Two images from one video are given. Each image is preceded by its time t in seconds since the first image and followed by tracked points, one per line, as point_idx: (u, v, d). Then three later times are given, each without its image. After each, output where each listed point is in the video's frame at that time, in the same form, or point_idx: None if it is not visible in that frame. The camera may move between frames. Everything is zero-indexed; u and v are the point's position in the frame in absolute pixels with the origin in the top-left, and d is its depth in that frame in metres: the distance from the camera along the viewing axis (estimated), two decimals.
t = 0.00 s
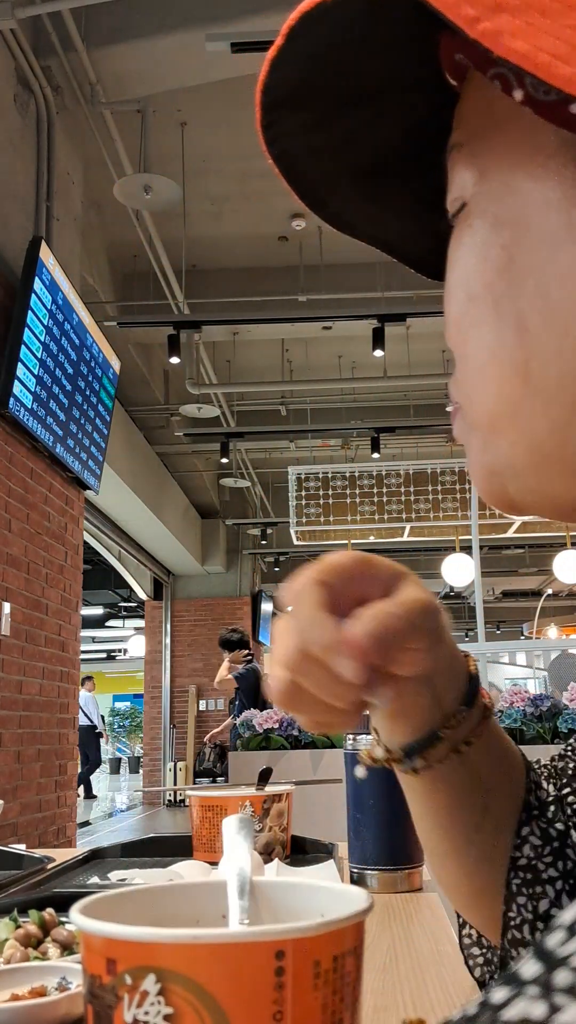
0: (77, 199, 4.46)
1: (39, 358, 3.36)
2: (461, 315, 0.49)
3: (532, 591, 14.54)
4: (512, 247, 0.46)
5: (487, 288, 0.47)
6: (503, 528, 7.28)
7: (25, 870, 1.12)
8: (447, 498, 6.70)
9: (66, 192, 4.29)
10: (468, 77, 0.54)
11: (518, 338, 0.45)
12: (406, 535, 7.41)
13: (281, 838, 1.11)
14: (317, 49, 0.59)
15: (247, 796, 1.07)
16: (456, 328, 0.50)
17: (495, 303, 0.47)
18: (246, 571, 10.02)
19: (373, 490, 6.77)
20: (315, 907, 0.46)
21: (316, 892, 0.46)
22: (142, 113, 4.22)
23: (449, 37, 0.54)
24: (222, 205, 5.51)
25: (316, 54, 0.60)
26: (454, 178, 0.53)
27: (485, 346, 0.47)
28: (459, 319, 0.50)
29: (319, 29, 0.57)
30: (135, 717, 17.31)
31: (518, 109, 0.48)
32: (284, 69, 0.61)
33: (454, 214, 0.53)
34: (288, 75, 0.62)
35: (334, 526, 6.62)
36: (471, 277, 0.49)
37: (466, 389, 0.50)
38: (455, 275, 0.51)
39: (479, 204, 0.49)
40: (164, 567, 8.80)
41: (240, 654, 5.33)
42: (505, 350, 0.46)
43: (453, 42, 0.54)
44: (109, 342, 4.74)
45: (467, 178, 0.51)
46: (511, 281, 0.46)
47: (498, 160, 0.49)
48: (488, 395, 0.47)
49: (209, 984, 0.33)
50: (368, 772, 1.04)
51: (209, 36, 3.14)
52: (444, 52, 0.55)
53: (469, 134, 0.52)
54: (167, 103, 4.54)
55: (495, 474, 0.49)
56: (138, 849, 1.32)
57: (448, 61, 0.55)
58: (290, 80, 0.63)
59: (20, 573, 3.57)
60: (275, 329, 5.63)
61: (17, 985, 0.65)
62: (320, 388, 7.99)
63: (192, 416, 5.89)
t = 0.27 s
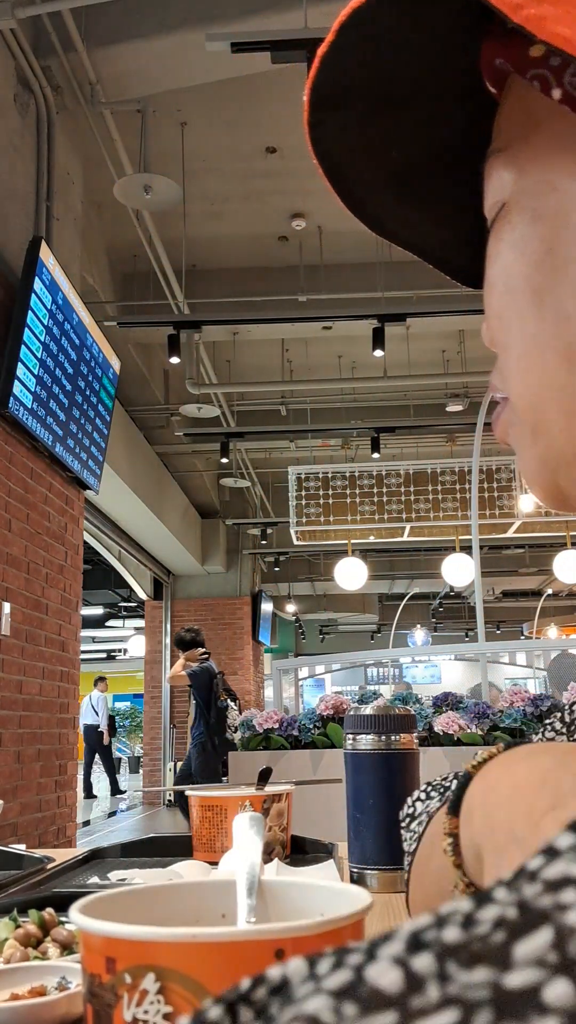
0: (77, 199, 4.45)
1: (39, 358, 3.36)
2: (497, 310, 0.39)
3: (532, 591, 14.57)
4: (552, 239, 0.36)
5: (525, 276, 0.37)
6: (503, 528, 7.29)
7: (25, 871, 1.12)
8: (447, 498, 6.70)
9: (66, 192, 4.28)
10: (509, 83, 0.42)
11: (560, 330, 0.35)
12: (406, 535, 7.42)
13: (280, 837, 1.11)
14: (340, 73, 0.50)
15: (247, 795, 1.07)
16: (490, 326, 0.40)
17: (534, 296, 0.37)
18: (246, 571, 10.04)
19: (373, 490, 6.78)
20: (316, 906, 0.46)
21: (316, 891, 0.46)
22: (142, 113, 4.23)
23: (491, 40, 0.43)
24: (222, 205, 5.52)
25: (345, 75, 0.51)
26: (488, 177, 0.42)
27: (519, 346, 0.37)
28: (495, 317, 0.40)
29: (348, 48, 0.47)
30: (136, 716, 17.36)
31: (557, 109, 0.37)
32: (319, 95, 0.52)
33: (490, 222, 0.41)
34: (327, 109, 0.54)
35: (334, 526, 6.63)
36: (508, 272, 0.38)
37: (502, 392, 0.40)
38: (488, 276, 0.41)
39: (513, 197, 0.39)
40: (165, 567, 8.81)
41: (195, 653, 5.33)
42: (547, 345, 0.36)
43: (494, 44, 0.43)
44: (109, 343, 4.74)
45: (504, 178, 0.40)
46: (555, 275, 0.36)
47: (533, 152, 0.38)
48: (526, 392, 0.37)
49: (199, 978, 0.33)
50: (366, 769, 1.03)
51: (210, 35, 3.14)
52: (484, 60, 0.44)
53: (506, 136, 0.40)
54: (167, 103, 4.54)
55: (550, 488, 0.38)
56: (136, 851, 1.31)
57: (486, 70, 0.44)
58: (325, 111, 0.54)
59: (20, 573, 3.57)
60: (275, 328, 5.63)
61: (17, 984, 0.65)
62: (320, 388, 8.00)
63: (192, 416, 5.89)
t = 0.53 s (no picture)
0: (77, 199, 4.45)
1: (39, 358, 3.36)
2: (517, 310, 0.37)
3: (532, 591, 14.57)
4: None
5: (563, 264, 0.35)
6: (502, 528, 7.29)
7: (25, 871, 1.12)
8: (447, 498, 6.71)
9: (66, 192, 4.28)
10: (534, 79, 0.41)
11: None
12: (406, 535, 7.42)
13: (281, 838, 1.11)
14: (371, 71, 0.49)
15: (247, 795, 1.06)
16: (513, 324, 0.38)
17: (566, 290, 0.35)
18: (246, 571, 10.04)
19: (373, 490, 6.78)
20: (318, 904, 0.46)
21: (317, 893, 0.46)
22: (142, 113, 4.23)
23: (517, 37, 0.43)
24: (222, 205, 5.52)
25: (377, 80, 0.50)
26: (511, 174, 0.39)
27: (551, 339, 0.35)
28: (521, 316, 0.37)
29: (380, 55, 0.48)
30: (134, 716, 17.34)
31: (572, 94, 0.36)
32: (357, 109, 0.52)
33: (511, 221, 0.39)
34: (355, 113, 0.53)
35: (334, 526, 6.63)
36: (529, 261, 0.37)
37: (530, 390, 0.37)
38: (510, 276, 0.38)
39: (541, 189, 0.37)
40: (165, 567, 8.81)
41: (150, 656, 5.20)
42: None
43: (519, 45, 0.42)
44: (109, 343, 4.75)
45: (526, 175, 0.38)
46: None
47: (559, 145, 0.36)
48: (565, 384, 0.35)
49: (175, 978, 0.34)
50: (366, 770, 1.03)
51: (210, 36, 3.14)
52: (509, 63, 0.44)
53: (529, 133, 0.39)
54: (168, 103, 4.53)
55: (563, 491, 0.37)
56: (136, 851, 1.32)
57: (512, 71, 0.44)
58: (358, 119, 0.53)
59: (20, 573, 3.57)
60: (275, 328, 5.63)
61: (17, 985, 0.65)
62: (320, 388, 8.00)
63: (192, 416, 5.89)
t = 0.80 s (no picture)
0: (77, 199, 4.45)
1: (39, 358, 3.36)
2: (474, 338, 0.43)
3: (532, 591, 14.56)
4: (528, 264, 0.40)
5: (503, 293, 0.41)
6: (503, 528, 7.28)
7: (25, 870, 1.12)
8: (447, 498, 6.71)
9: (66, 192, 4.29)
10: (494, 113, 0.47)
11: (531, 348, 0.39)
12: (405, 535, 7.42)
13: (281, 837, 1.12)
14: (333, 95, 0.57)
15: (248, 795, 1.07)
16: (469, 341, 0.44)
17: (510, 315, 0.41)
18: (246, 570, 10.04)
19: (373, 490, 6.77)
20: (316, 906, 0.46)
21: (316, 891, 0.46)
22: (142, 113, 4.23)
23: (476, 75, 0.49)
24: (222, 205, 5.52)
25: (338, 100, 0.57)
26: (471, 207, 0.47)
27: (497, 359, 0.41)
28: (472, 335, 0.44)
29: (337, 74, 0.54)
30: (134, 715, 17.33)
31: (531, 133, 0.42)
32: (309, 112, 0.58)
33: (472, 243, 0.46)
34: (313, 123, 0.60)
35: (334, 526, 6.63)
36: (485, 290, 0.42)
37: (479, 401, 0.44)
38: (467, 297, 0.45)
39: (492, 225, 0.43)
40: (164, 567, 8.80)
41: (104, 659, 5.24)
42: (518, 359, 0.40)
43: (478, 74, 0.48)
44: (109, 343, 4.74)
45: (482, 203, 0.45)
46: (528, 296, 0.40)
47: (512, 185, 0.42)
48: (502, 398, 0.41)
49: (192, 977, 0.33)
50: (367, 769, 1.03)
51: (210, 36, 3.14)
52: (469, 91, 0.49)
53: (488, 165, 0.45)
54: (167, 102, 4.52)
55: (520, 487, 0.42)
56: (137, 851, 1.32)
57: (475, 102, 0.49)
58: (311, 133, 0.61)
59: (20, 573, 3.57)
60: (275, 328, 5.63)
61: (18, 985, 0.65)
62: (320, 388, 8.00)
63: (192, 416, 5.89)
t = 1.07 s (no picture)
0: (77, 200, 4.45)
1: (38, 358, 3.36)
2: (439, 360, 0.44)
3: (532, 591, 14.56)
4: (483, 286, 0.41)
5: (462, 315, 0.42)
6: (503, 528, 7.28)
7: (25, 871, 1.12)
8: (447, 497, 6.71)
9: (66, 192, 4.29)
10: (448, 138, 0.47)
11: (489, 368, 0.40)
12: (406, 535, 7.42)
13: (281, 837, 1.12)
14: (294, 131, 0.57)
15: (248, 795, 1.07)
16: (434, 359, 0.45)
17: (469, 337, 0.41)
18: (246, 570, 10.03)
19: (373, 490, 6.77)
20: (316, 907, 0.46)
21: (318, 892, 0.46)
22: (143, 113, 4.22)
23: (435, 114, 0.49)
24: (222, 205, 5.52)
25: (295, 136, 0.58)
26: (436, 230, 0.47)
27: (460, 379, 0.42)
28: (437, 355, 0.44)
29: (292, 113, 0.54)
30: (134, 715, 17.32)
31: (486, 162, 0.42)
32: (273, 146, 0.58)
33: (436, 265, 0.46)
34: (277, 156, 0.60)
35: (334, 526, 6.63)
36: (446, 316, 0.43)
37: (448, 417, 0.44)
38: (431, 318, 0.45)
39: (452, 247, 0.44)
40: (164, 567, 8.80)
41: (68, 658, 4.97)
42: (478, 379, 0.41)
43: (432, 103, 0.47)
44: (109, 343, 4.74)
45: (443, 229, 0.45)
46: (484, 318, 0.40)
47: (469, 210, 0.43)
48: (466, 417, 0.42)
49: (196, 976, 0.33)
50: (367, 768, 1.03)
51: (211, 36, 3.14)
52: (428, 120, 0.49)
53: (448, 188, 0.46)
54: (168, 103, 4.52)
55: (493, 503, 0.43)
56: (136, 851, 1.31)
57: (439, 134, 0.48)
58: (277, 168, 0.61)
59: (20, 573, 3.57)
60: (275, 328, 5.63)
61: (18, 985, 0.65)
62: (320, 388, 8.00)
63: (192, 416, 5.89)
